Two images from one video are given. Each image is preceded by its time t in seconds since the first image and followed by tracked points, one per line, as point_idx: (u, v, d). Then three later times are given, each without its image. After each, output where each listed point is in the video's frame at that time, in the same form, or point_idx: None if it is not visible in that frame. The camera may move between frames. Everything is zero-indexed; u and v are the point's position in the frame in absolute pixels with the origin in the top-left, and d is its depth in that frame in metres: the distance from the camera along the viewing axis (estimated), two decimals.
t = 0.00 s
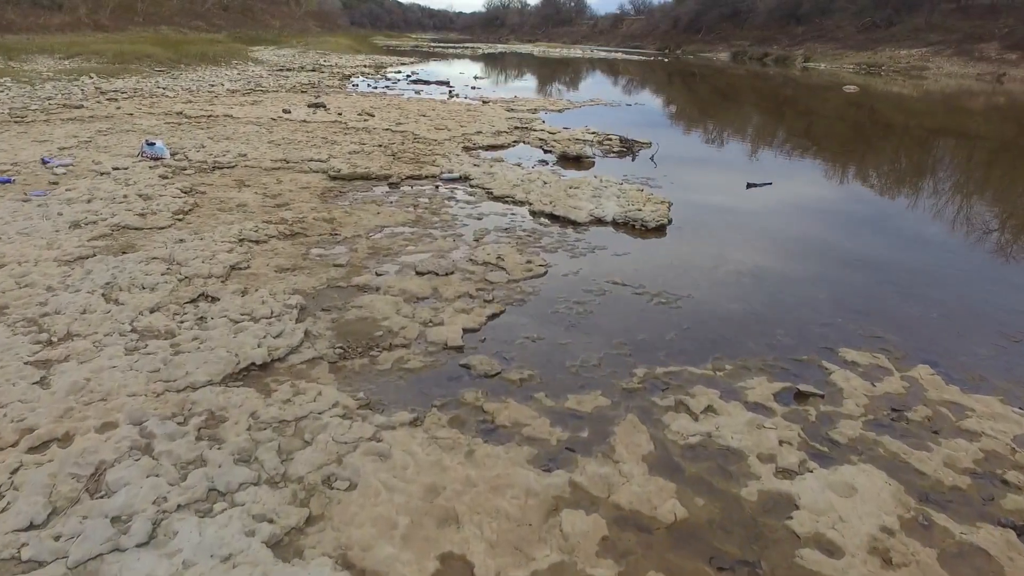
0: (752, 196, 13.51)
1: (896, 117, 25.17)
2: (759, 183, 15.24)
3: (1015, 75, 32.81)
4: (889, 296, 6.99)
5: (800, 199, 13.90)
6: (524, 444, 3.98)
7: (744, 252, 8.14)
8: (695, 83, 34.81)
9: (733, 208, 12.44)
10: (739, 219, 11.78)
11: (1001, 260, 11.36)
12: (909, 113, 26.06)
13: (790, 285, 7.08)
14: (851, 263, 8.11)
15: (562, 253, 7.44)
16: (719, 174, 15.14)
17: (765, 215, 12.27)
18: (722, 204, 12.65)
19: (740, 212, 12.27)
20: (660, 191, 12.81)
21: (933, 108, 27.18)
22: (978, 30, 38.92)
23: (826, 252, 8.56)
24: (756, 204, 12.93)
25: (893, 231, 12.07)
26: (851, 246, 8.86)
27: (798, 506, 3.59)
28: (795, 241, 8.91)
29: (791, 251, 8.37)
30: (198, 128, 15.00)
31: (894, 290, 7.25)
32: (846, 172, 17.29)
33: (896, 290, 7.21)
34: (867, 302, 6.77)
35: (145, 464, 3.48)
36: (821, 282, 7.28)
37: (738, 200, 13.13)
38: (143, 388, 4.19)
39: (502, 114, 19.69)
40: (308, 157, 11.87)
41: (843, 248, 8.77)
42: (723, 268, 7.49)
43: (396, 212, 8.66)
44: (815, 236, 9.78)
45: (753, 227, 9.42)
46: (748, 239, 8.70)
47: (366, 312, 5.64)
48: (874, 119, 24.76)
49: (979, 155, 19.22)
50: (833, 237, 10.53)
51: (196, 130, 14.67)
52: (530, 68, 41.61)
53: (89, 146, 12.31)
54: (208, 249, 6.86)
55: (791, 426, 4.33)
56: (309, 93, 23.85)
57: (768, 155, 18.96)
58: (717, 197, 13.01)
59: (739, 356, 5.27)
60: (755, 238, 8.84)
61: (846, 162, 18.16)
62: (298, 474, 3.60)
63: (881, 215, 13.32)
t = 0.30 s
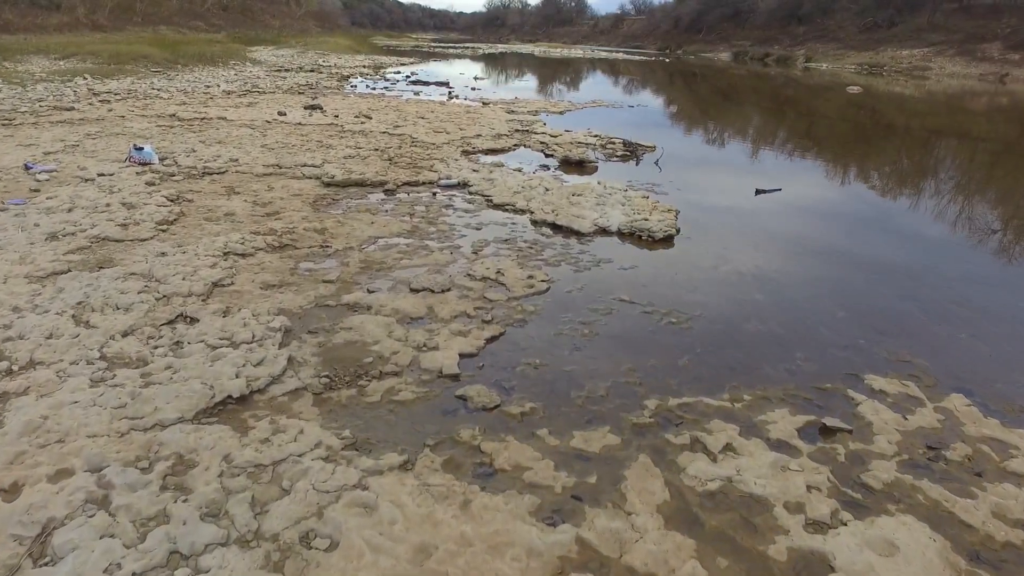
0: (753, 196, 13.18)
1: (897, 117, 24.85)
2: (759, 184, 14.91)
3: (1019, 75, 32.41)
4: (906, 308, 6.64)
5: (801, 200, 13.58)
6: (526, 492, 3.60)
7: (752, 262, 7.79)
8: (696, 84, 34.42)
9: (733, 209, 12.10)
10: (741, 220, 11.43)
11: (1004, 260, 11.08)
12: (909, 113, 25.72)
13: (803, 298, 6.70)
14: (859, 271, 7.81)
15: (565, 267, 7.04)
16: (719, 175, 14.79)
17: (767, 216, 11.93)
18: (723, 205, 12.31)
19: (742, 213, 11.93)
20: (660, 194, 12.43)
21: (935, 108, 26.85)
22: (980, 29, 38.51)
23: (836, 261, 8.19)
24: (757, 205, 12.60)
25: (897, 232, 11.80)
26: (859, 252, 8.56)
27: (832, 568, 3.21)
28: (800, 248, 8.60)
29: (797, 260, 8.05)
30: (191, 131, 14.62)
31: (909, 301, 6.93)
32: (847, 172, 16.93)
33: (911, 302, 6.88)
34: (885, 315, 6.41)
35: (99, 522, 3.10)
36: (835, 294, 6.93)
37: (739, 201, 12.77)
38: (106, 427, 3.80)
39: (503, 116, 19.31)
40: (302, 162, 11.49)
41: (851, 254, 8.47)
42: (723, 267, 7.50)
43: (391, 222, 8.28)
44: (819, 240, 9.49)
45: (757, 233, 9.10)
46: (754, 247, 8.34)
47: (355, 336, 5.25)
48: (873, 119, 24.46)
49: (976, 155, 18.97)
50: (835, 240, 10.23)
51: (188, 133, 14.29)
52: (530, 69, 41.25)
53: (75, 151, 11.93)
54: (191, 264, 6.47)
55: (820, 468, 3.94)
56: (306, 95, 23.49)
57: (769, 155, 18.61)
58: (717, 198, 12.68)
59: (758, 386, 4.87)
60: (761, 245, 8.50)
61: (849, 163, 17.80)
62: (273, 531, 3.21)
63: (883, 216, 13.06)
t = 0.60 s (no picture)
0: (752, 197, 12.92)
1: (897, 117, 24.56)
2: (759, 184, 14.62)
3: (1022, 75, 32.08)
4: (920, 320, 6.35)
5: (800, 201, 13.33)
6: (528, 547, 3.25)
7: (757, 271, 7.51)
8: (696, 84, 34.07)
9: (733, 210, 11.81)
10: (742, 220, 11.13)
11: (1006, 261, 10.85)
12: (910, 113, 25.41)
13: (813, 310, 6.42)
14: (865, 279, 7.59)
15: (567, 280, 6.67)
16: (718, 175, 14.50)
17: (767, 218, 11.66)
18: (722, 205, 12.02)
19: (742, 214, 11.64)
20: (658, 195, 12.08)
21: (935, 108, 26.54)
22: (982, 30, 38.12)
23: (845, 271, 7.84)
24: (756, 205, 12.33)
25: (898, 232, 11.60)
26: (862, 259, 8.37)
27: None
28: (804, 255, 8.31)
29: (801, 268, 7.82)
30: (182, 134, 14.26)
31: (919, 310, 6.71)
32: (847, 172, 16.61)
33: (922, 312, 6.66)
34: (897, 327, 6.17)
35: None
36: (845, 305, 6.67)
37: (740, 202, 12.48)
38: (62, 471, 3.45)
39: (503, 118, 18.94)
40: (295, 167, 11.14)
41: (855, 260, 8.26)
42: (726, 275, 7.29)
43: (386, 231, 7.92)
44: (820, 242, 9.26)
45: (759, 239, 8.86)
46: (757, 255, 8.09)
47: (343, 360, 4.90)
48: (872, 119, 24.20)
49: (973, 154, 18.76)
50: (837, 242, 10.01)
51: (180, 136, 13.94)
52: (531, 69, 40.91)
53: (62, 155, 11.57)
54: (171, 279, 6.11)
55: (850, 514, 3.58)
56: (303, 96, 23.12)
57: (769, 156, 18.29)
58: (715, 198, 12.40)
59: (778, 416, 4.50)
60: (764, 252, 8.25)
61: (850, 163, 17.50)
62: None
63: (884, 216, 12.83)
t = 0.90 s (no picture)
0: (752, 196, 12.66)
1: (899, 117, 24.25)
2: (759, 184, 14.35)
3: None
4: (940, 338, 6.04)
5: (801, 201, 13.09)
6: None
7: (763, 279, 7.26)
8: (697, 84, 33.72)
9: (732, 209, 11.54)
10: (743, 221, 10.85)
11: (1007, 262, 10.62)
12: (911, 113, 25.10)
13: (822, 321, 6.21)
14: (869, 287, 7.42)
15: (569, 295, 6.33)
16: (718, 176, 14.22)
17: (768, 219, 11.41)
18: (722, 204, 11.75)
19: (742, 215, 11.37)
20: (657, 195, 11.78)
21: (936, 109, 26.25)
22: (984, 30, 37.72)
23: (855, 282, 7.52)
24: (756, 205, 12.09)
25: (898, 232, 11.43)
26: (863, 264, 8.21)
27: None
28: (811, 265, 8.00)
29: (805, 275, 7.61)
30: (175, 137, 13.93)
31: (928, 320, 6.53)
32: (848, 172, 16.33)
33: (930, 321, 6.49)
34: (909, 340, 5.97)
35: None
36: (855, 315, 6.45)
37: (741, 203, 12.16)
38: (11, 522, 3.11)
39: (503, 120, 18.58)
40: (288, 172, 10.79)
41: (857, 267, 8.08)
42: (733, 287, 6.97)
43: (380, 241, 7.58)
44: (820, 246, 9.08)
45: (761, 245, 8.63)
46: (760, 262, 7.86)
47: (329, 386, 4.56)
48: (873, 119, 23.93)
49: (972, 153, 18.56)
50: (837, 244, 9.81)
51: (172, 139, 13.60)
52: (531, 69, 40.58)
53: (49, 159, 11.23)
54: (150, 295, 5.76)
55: (885, 568, 3.25)
56: (301, 97, 22.80)
57: (771, 156, 17.98)
58: (715, 198, 12.14)
59: (798, 449, 4.17)
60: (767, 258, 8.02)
61: (851, 163, 17.22)
62: None
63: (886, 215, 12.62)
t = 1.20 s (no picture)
0: (753, 198, 12.39)
1: (901, 117, 23.90)
2: (760, 185, 14.06)
3: None
4: (960, 353, 5.72)
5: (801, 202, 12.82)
6: None
7: (771, 288, 6.96)
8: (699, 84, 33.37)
9: (733, 211, 11.25)
10: (743, 224, 10.52)
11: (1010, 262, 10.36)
12: (913, 113, 24.74)
13: (836, 336, 5.86)
14: (877, 292, 7.18)
15: (573, 310, 5.98)
16: (719, 178, 13.92)
17: (768, 220, 11.08)
18: (722, 207, 11.47)
19: (743, 217, 11.03)
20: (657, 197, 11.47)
21: (938, 109, 25.89)
22: (986, 29, 37.28)
23: (866, 290, 7.19)
24: (757, 207, 11.82)
25: (900, 232, 11.20)
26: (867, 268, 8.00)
27: None
28: (819, 272, 7.66)
29: (812, 280, 7.34)
30: (166, 139, 13.58)
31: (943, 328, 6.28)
32: (850, 172, 16.02)
33: (944, 329, 6.25)
34: (925, 352, 5.71)
35: None
36: (867, 325, 6.17)
37: (740, 205, 11.84)
38: None
39: (504, 121, 18.23)
40: (280, 176, 10.44)
41: (860, 271, 7.85)
42: (741, 298, 6.61)
43: (373, 250, 7.24)
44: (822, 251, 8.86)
45: (764, 251, 8.37)
46: (765, 268, 7.58)
47: (312, 415, 4.22)
48: (874, 119, 23.60)
49: (974, 153, 18.24)
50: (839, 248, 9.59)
51: (163, 142, 13.24)
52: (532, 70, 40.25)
53: (34, 163, 10.89)
54: (126, 311, 5.42)
55: None
56: (298, 98, 22.45)
57: (774, 156, 17.65)
58: (715, 201, 11.86)
59: (824, 487, 3.82)
60: (770, 265, 7.76)
61: (855, 162, 16.91)
62: None
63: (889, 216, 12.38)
